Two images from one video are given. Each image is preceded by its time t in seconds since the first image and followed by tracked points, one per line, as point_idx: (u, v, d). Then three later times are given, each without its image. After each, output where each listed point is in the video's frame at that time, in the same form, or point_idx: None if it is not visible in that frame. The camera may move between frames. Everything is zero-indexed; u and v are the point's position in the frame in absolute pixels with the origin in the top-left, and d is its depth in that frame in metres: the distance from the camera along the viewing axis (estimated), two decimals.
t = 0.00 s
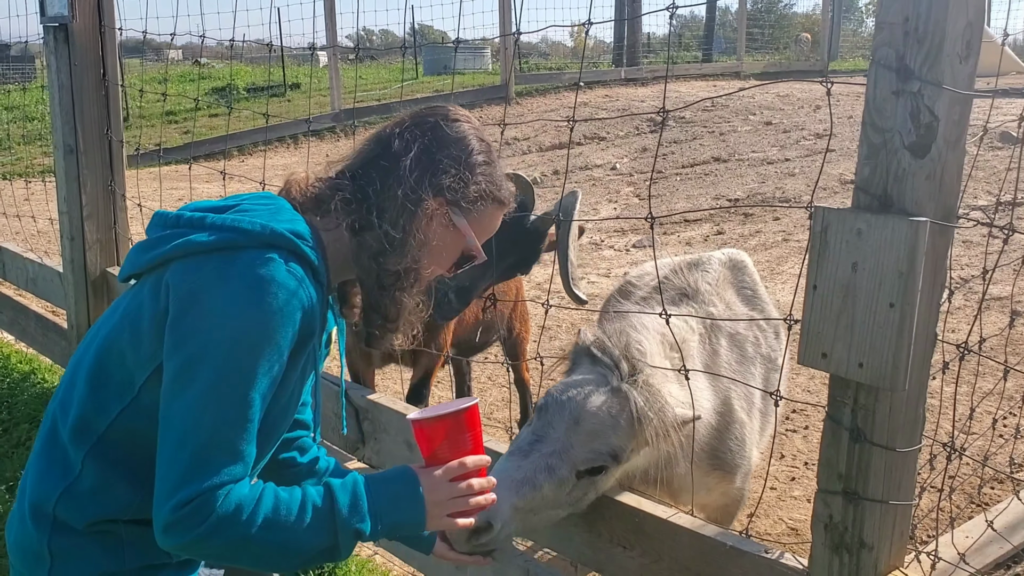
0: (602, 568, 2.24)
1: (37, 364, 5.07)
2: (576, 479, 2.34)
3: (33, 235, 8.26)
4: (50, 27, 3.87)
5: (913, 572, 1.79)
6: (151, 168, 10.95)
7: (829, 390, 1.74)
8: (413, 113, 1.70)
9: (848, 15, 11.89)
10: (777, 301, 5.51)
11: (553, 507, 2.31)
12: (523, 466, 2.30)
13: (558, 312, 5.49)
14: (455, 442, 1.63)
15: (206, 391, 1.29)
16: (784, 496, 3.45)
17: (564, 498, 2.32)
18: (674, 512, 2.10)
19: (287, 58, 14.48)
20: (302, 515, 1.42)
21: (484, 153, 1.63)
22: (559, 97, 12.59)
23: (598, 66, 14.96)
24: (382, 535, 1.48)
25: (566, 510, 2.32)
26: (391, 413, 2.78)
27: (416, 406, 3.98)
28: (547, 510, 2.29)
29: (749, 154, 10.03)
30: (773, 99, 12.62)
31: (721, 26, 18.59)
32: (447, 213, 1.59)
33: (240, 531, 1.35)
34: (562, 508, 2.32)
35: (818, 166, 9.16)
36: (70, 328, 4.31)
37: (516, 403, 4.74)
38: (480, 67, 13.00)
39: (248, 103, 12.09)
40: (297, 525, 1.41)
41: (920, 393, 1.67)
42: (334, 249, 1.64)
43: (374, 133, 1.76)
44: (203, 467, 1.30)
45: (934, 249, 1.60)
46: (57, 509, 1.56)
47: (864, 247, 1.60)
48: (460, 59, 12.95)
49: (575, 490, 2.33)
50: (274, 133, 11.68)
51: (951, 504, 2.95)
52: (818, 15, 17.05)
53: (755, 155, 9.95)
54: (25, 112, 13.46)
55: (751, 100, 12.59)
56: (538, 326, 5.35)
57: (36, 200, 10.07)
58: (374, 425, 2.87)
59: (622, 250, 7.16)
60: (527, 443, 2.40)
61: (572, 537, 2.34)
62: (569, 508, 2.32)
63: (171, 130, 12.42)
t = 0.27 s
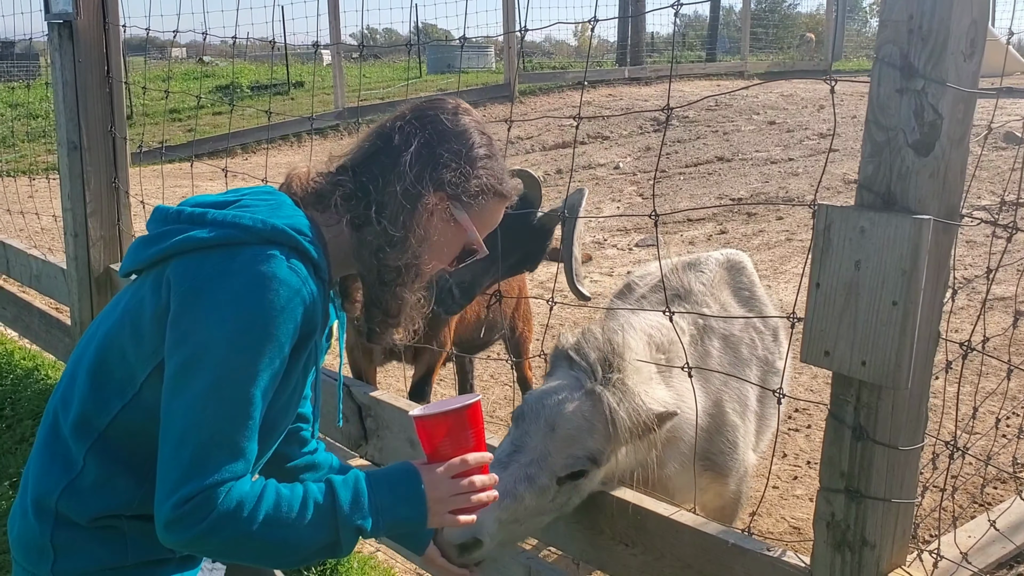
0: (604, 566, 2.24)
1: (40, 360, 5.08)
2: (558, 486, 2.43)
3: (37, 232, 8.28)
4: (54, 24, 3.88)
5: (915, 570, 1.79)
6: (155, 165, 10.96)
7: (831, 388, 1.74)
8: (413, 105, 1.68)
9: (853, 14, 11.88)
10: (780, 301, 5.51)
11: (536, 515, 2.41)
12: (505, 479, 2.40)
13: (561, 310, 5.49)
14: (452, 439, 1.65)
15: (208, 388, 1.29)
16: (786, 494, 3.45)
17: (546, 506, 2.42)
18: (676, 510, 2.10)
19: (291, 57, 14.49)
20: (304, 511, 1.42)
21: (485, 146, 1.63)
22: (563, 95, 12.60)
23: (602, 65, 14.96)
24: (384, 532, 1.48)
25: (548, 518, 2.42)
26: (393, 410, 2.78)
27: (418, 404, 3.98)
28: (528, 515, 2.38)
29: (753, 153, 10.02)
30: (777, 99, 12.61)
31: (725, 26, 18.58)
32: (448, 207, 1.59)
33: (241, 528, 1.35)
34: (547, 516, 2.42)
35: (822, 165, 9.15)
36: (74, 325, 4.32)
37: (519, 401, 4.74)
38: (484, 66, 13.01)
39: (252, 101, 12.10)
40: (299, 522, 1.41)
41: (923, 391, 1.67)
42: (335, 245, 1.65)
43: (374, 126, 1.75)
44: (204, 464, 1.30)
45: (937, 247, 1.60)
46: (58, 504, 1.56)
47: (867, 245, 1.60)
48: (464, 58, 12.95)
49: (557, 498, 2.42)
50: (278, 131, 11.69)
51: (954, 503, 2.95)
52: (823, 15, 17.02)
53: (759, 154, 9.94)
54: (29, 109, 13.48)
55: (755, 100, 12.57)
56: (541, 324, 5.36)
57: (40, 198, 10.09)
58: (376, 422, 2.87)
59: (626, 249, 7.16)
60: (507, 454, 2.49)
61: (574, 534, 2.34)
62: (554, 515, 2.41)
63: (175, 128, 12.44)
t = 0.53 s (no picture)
0: (606, 565, 2.24)
1: (44, 358, 5.09)
2: (562, 482, 2.37)
3: (41, 230, 8.30)
4: (58, 22, 3.88)
5: (917, 571, 1.79)
6: (158, 164, 10.99)
7: (834, 386, 1.73)
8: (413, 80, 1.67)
9: (856, 14, 11.86)
10: (782, 301, 5.51)
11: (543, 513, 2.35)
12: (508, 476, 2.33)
13: (564, 309, 5.50)
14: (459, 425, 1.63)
15: (211, 370, 1.29)
16: (788, 494, 3.44)
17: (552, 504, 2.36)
18: (678, 509, 2.10)
19: (294, 56, 14.51)
20: (308, 495, 1.42)
21: (486, 121, 1.62)
22: (566, 95, 12.60)
23: (605, 65, 14.96)
24: (388, 516, 1.48)
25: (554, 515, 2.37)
26: (395, 408, 2.78)
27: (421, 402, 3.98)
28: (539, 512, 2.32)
29: (756, 153, 10.01)
30: (780, 99, 12.59)
31: (729, 26, 18.56)
32: (450, 184, 1.58)
33: (245, 510, 1.36)
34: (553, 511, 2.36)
35: (825, 166, 9.14)
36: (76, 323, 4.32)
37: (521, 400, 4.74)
38: (487, 65, 13.01)
39: (255, 100, 12.12)
40: (303, 504, 1.41)
41: (926, 390, 1.67)
42: (337, 226, 1.66)
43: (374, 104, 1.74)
44: (208, 447, 1.30)
45: (940, 246, 1.60)
46: (62, 490, 1.57)
47: (870, 244, 1.59)
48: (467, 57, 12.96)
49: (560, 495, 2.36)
50: (281, 130, 11.71)
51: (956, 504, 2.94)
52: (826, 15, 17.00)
53: (762, 154, 9.94)
54: (34, 108, 13.52)
55: (758, 100, 12.56)
56: (543, 323, 5.36)
57: (43, 196, 10.11)
58: (378, 421, 2.88)
59: (628, 248, 7.15)
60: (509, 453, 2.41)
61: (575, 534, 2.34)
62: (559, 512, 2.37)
63: (179, 127, 12.46)
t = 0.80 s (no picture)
0: (607, 563, 2.24)
1: (46, 355, 5.10)
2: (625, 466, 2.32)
3: (43, 228, 8.31)
4: (61, 20, 3.88)
5: (919, 571, 1.79)
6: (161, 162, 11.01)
7: (837, 386, 1.73)
8: None
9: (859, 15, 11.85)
10: (784, 300, 5.50)
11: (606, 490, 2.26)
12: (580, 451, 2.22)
13: (566, 308, 5.50)
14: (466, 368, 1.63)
15: (193, 310, 1.22)
16: (790, 494, 3.44)
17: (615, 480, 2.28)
18: (680, 508, 2.10)
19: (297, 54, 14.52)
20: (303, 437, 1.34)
21: (461, 25, 1.54)
22: (568, 94, 12.60)
23: (608, 64, 14.95)
24: (388, 460, 1.40)
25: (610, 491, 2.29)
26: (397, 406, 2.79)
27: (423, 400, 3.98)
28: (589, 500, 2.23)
29: (759, 153, 10.00)
30: (783, 99, 12.58)
31: (732, 25, 18.53)
32: (428, 95, 1.51)
33: (236, 456, 1.28)
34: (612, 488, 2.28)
35: (827, 165, 9.13)
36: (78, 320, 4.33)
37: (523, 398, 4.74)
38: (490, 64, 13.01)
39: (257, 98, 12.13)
40: (296, 448, 1.33)
41: (928, 390, 1.67)
42: (315, 155, 1.57)
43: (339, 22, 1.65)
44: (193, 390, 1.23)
45: (944, 244, 1.60)
46: (77, 461, 1.51)
47: (873, 243, 1.59)
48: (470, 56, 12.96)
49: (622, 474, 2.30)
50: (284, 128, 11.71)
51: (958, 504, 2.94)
52: (829, 15, 16.98)
53: (765, 154, 9.93)
54: (37, 106, 13.55)
55: (761, 100, 12.55)
56: (545, 322, 5.36)
57: (46, 193, 10.13)
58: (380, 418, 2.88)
59: (631, 247, 7.15)
60: (579, 424, 2.31)
61: (576, 533, 2.33)
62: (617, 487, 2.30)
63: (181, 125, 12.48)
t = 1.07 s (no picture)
0: (608, 562, 2.23)
1: (48, 353, 5.10)
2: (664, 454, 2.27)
3: (45, 226, 8.33)
4: (62, 17, 3.88)
5: (922, 570, 1.78)
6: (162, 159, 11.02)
7: (839, 384, 1.73)
8: None
9: (862, 14, 11.83)
10: (786, 299, 5.50)
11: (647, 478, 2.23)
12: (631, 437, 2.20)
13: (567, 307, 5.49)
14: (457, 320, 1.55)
15: (143, 256, 1.18)
16: (792, 493, 3.44)
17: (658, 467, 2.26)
18: (682, 506, 2.09)
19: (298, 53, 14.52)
20: (281, 378, 1.31)
21: None
22: (570, 93, 12.59)
23: (610, 63, 14.94)
24: (367, 401, 1.38)
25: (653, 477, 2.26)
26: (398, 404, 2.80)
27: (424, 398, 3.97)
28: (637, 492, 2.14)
29: (761, 152, 9.99)
30: (785, 98, 12.56)
31: (734, 24, 18.51)
32: None
33: (215, 405, 1.25)
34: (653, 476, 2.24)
35: (830, 165, 9.12)
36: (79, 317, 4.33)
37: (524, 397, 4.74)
38: (492, 63, 13.00)
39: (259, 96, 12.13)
40: (276, 391, 1.30)
41: (931, 389, 1.67)
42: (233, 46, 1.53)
43: None
44: (156, 336, 1.19)
45: (947, 243, 1.59)
46: (124, 441, 1.48)
47: (876, 240, 1.59)
48: (472, 54, 12.95)
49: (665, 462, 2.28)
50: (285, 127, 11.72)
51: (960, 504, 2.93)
52: (832, 14, 16.96)
53: (767, 153, 9.92)
54: (40, 104, 13.57)
55: (763, 99, 12.53)
56: (547, 321, 5.36)
57: (47, 191, 10.15)
58: (381, 416, 2.90)
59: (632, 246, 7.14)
60: (623, 413, 2.29)
61: (578, 531, 2.31)
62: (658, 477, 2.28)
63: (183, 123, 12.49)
